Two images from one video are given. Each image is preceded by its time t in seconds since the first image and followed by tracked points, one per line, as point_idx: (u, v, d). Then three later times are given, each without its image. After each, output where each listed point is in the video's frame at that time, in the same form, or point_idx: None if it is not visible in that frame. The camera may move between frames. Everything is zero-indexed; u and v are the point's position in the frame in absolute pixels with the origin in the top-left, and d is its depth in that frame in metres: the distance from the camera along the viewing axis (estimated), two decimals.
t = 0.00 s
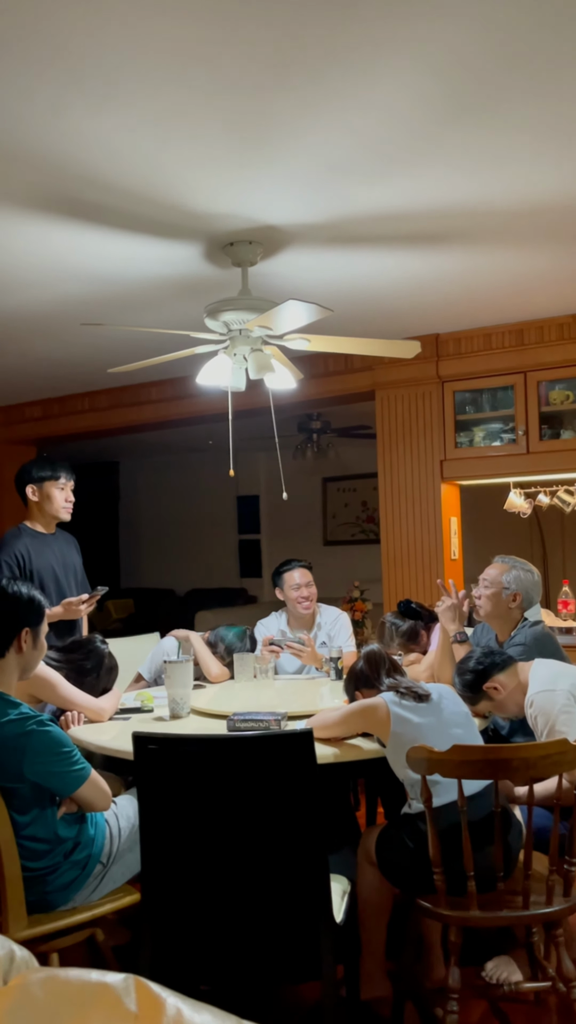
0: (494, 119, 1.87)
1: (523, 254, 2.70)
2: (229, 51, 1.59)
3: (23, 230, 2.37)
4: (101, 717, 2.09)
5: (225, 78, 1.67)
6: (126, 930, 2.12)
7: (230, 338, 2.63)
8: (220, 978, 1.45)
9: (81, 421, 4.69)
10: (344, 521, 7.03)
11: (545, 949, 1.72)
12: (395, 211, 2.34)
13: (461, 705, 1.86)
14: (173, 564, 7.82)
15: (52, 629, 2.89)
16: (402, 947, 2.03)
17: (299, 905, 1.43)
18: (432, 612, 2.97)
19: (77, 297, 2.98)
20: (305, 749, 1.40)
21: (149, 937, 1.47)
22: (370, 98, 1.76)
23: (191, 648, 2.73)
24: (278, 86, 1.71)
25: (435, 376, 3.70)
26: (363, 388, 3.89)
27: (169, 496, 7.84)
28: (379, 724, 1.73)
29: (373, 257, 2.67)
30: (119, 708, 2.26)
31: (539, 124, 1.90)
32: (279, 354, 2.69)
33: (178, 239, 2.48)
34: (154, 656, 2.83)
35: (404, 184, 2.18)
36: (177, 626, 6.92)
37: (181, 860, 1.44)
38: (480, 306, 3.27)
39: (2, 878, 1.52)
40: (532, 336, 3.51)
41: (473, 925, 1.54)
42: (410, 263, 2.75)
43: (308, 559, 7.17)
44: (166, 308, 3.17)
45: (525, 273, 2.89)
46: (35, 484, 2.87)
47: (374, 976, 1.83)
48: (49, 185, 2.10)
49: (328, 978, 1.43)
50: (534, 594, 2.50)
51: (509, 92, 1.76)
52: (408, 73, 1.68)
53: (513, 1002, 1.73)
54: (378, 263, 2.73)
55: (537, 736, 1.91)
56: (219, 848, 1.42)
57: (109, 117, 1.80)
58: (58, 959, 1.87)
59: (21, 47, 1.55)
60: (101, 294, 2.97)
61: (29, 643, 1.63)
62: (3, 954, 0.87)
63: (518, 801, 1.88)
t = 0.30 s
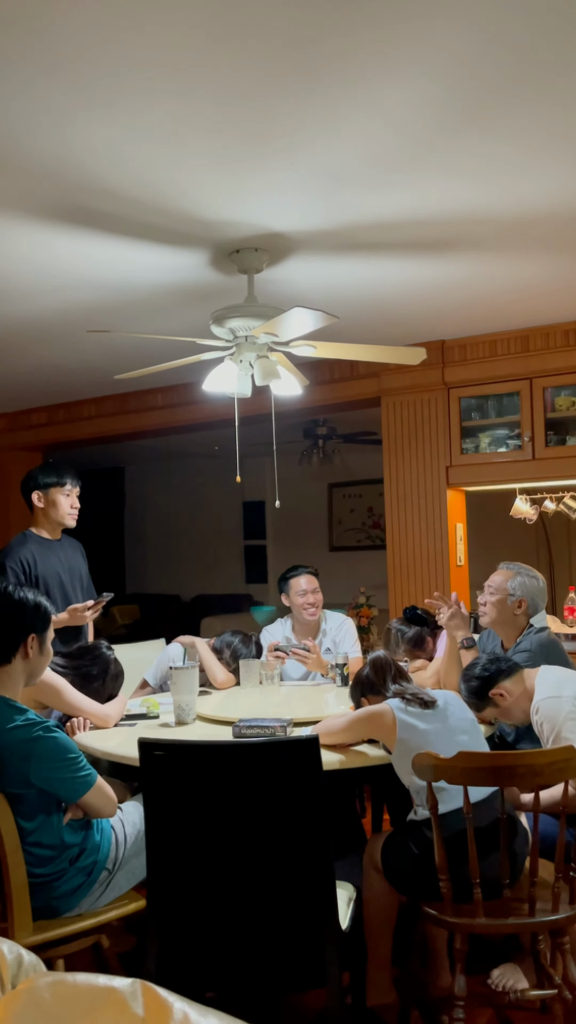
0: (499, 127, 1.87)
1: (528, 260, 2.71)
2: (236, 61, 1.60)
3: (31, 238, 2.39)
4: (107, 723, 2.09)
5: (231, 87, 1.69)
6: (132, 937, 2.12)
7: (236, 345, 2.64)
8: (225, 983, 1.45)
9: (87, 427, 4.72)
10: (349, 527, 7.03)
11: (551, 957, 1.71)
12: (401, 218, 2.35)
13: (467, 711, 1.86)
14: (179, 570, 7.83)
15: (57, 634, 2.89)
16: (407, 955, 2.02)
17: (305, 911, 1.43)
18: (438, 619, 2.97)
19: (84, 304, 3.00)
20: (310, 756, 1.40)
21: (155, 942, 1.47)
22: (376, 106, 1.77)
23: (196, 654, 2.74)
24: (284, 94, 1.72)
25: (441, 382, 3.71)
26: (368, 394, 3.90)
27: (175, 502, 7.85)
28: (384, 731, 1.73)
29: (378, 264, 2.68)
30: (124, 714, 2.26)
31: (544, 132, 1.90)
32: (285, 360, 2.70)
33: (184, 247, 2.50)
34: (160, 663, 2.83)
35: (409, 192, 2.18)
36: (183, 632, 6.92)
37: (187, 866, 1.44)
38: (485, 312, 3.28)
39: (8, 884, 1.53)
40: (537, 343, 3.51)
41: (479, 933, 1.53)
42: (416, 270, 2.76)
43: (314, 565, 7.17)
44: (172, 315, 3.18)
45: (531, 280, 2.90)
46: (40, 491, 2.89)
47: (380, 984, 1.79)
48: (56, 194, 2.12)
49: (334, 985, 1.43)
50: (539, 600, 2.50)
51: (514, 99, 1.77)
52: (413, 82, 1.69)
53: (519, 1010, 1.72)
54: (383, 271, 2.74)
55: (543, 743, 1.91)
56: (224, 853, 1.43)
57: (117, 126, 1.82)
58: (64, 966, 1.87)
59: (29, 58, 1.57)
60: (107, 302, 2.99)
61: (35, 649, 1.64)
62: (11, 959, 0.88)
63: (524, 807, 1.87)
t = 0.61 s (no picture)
0: (505, 133, 1.88)
1: (535, 266, 2.71)
2: (242, 68, 1.61)
3: (38, 244, 2.41)
4: (114, 728, 2.10)
5: (238, 94, 1.70)
6: (138, 942, 2.12)
7: (242, 351, 2.65)
8: (232, 988, 1.44)
9: (94, 432, 4.73)
10: (356, 531, 7.03)
11: (559, 964, 1.70)
12: (407, 224, 2.36)
13: (474, 716, 1.86)
14: (186, 575, 7.84)
15: (64, 639, 2.90)
16: (414, 961, 2.01)
17: (311, 916, 1.43)
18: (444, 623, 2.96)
19: (91, 310, 3.02)
20: (317, 761, 1.40)
21: (162, 946, 1.47)
22: (382, 113, 1.78)
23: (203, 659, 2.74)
24: (290, 101, 1.73)
25: (447, 387, 3.71)
26: (375, 399, 3.90)
27: (181, 506, 7.87)
28: (391, 736, 1.73)
29: (384, 270, 2.69)
30: (131, 719, 2.27)
31: (550, 138, 1.91)
32: (291, 365, 2.70)
33: (191, 253, 2.51)
34: (166, 667, 2.84)
35: (415, 197, 2.19)
36: (189, 636, 6.93)
37: (193, 870, 1.44)
38: (492, 317, 3.28)
39: (15, 889, 1.53)
40: (544, 348, 3.51)
41: (486, 939, 1.53)
42: (422, 276, 2.76)
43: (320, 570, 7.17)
44: (179, 320, 3.20)
45: (537, 285, 2.90)
46: (48, 496, 2.90)
47: (387, 992, 1.78)
48: (64, 200, 2.14)
49: (340, 991, 1.42)
50: (546, 605, 2.50)
51: (521, 105, 1.77)
52: (419, 89, 1.70)
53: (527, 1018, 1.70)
54: (389, 276, 2.75)
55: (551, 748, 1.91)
56: (230, 857, 1.43)
57: (124, 132, 1.83)
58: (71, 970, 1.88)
59: (38, 65, 1.58)
60: (115, 307, 3.00)
61: (43, 653, 1.64)
62: (18, 962, 0.89)
63: (531, 813, 1.86)
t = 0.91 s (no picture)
0: (511, 136, 1.88)
1: (541, 269, 2.71)
2: (247, 72, 1.62)
3: (45, 249, 2.42)
4: (120, 732, 2.10)
5: (243, 98, 1.70)
6: (144, 946, 2.11)
7: (248, 355, 2.65)
8: (238, 992, 1.44)
9: (100, 436, 4.75)
10: (362, 534, 7.02)
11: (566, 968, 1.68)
12: (413, 227, 2.36)
13: (481, 721, 1.85)
14: (192, 579, 7.84)
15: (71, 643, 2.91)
16: (421, 966, 2.00)
17: (318, 920, 1.42)
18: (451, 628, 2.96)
19: (98, 315, 3.03)
20: (323, 765, 1.40)
21: (168, 950, 1.47)
22: (387, 116, 1.78)
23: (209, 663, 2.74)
24: (295, 105, 1.73)
25: (453, 390, 3.71)
26: (381, 403, 3.90)
27: (187, 510, 7.88)
28: (397, 740, 1.72)
29: (390, 273, 2.69)
30: (138, 723, 2.27)
31: (555, 140, 1.90)
32: (297, 369, 2.70)
33: (197, 257, 2.51)
34: (173, 671, 2.84)
35: (421, 201, 2.19)
36: (195, 640, 6.93)
37: (199, 874, 1.44)
38: (498, 320, 3.27)
39: (22, 893, 1.53)
40: (550, 352, 3.51)
41: (493, 944, 1.52)
42: (428, 279, 2.76)
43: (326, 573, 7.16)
44: (185, 324, 3.20)
45: (543, 288, 2.89)
46: (54, 500, 2.90)
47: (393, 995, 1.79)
48: (71, 205, 2.15)
49: (347, 995, 1.42)
50: (552, 608, 2.49)
51: (526, 108, 1.77)
52: (424, 93, 1.70)
53: None
54: (395, 279, 2.75)
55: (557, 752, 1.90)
56: (236, 861, 1.42)
57: (130, 137, 1.84)
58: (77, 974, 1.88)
59: (45, 70, 1.59)
60: (121, 311, 3.01)
61: (49, 657, 1.65)
62: (24, 966, 0.89)
63: (538, 817, 1.86)
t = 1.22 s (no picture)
0: (516, 137, 1.88)
1: (546, 270, 2.70)
2: (252, 75, 1.62)
3: (51, 251, 2.43)
4: (126, 733, 2.10)
5: (248, 101, 1.71)
6: (151, 948, 2.12)
7: (254, 357, 2.65)
8: (244, 995, 1.44)
9: (106, 438, 4.76)
10: (368, 536, 7.02)
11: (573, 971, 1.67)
12: (418, 229, 2.36)
13: (487, 722, 1.85)
14: (197, 580, 7.85)
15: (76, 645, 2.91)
16: (428, 969, 1.99)
17: (324, 922, 1.42)
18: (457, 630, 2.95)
19: (103, 317, 3.04)
20: (329, 766, 1.40)
21: (174, 952, 1.47)
22: (392, 118, 1.78)
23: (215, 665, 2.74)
24: (301, 108, 1.74)
25: (459, 392, 3.71)
26: (386, 405, 3.90)
27: (193, 512, 7.88)
28: (404, 742, 1.72)
29: (395, 275, 2.69)
30: (144, 725, 2.27)
31: (559, 141, 1.90)
32: (302, 371, 2.71)
33: (202, 259, 2.52)
34: (178, 673, 2.84)
35: (426, 202, 2.19)
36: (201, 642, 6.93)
37: (205, 875, 1.44)
38: (503, 322, 3.27)
39: (29, 894, 1.53)
40: (556, 353, 3.50)
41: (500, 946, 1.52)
42: (433, 281, 2.76)
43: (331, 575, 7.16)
44: (190, 326, 3.21)
45: (549, 290, 2.89)
46: (59, 502, 2.91)
47: (400, 998, 1.77)
48: (77, 207, 2.16)
49: (353, 997, 1.42)
50: (555, 609, 2.49)
51: (531, 109, 1.77)
52: (429, 94, 1.70)
53: None
54: (400, 281, 2.75)
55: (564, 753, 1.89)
56: (242, 862, 1.42)
57: (136, 140, 1.85)
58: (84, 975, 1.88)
59: (51, 73, 1.60)
60: (126, 314, 3.02)
61: (55, 659, 1.65)
62: (31, 968, 0.89)
63: (544, 819, 1.85)
